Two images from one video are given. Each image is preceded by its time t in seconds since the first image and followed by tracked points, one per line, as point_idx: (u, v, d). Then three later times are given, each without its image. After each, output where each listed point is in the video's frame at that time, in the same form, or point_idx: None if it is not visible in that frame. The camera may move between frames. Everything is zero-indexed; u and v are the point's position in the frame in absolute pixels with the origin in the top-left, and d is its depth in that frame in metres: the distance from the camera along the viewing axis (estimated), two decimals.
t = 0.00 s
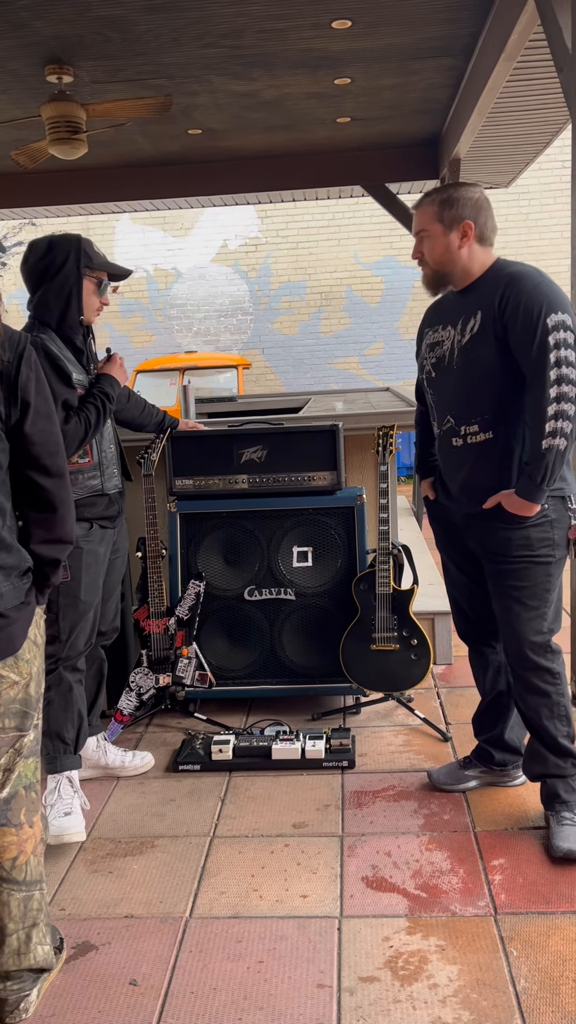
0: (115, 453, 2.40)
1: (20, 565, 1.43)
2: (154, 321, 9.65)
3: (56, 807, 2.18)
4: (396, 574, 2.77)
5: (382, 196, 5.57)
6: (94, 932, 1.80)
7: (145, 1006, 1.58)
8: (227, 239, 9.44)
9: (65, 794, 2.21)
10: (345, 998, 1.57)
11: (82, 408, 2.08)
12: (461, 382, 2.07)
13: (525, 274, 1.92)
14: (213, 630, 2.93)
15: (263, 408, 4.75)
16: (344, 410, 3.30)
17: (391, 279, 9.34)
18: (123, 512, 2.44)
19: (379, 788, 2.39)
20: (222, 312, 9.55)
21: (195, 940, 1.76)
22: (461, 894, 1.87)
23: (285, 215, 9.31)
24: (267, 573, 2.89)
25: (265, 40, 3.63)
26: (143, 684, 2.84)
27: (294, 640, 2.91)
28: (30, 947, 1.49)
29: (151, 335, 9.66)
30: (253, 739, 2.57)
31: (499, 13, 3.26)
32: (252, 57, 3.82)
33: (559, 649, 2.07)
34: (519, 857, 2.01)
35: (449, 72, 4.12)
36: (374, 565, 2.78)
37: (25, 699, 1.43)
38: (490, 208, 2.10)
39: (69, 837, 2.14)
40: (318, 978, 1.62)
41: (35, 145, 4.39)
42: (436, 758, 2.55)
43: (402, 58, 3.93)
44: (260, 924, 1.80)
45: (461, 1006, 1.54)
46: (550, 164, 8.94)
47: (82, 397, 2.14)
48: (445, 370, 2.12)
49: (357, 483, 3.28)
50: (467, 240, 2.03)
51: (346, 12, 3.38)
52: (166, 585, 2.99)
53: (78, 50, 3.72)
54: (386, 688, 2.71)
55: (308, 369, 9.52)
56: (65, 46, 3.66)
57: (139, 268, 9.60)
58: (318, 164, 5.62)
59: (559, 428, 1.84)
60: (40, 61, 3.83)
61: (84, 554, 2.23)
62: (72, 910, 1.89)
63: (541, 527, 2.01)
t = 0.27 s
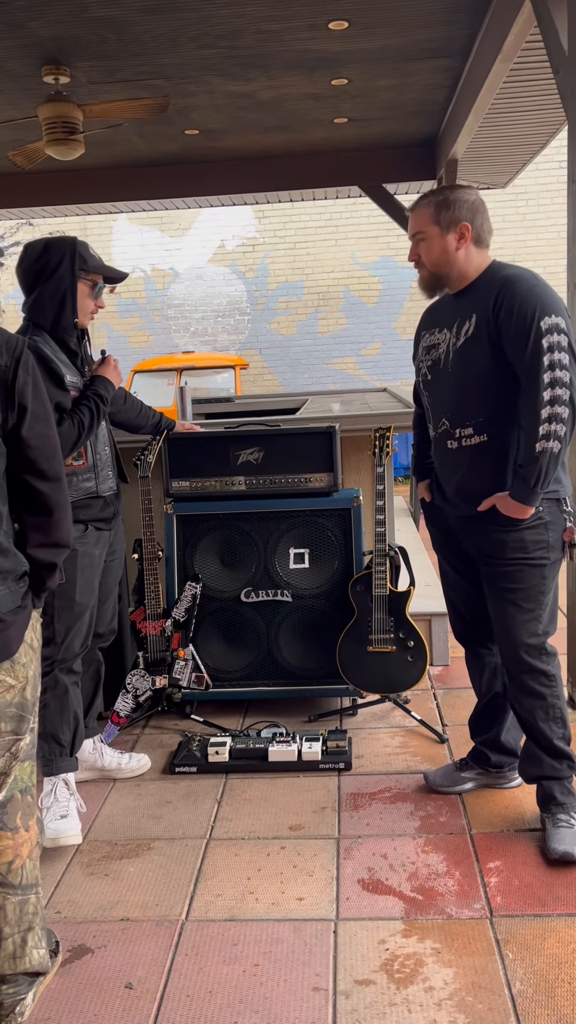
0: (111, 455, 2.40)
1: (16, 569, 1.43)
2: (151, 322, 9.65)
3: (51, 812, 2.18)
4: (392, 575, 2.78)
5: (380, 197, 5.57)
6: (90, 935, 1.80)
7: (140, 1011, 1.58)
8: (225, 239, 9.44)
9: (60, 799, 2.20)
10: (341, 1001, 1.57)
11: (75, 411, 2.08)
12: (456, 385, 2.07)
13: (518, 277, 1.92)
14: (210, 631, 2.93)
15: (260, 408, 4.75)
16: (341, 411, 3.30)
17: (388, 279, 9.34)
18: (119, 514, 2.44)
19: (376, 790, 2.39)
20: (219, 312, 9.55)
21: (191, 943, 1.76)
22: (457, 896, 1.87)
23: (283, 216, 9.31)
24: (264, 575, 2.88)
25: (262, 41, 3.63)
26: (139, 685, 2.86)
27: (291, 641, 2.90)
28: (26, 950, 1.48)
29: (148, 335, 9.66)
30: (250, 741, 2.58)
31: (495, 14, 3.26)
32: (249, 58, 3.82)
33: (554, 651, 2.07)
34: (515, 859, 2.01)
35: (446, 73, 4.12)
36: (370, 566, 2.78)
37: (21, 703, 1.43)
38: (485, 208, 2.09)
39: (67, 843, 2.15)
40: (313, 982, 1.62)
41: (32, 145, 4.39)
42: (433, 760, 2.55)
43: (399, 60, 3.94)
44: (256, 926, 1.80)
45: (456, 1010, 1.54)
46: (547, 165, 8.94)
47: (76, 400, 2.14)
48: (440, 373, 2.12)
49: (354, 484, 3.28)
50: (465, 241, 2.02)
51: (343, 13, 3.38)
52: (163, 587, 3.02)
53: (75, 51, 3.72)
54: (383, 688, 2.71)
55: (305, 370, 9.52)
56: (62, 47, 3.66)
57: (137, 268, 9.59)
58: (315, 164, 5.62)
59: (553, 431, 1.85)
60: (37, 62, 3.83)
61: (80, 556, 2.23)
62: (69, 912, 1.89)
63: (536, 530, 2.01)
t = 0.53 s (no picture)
0: (106, 456, 2.39)
1: (13, 572, 1.43)
2: (149, 321, 9.64)
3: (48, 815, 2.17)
4: (390, 576, 2.77)
5: (377, 197, 5.57)
6: (87, 938, 1.80)
7: (137, 1015, 1.57)
8: (223, 239, 9.44)
9: (58, 801, 2.20)
10: (337, 1005, 1.57)
11: (69, 413, 2.08)
12: (453, 388, 2.07)
13: (516, 279, 1.92)
14: (207, 632, 2.93)
15: (257, 409, 4.75)
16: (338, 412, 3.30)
17: (386, 279, 9.34)
18: (115, 516, 2.43)
19: (373, 791, 2.39)
20: (217, 312, 9.54)
21: (188, 946, 1.75)
22: (454, 899, 1.87)
23: (280, 216, 9.31)
24: (261, 576, 2.88)
25: (259, 42, 3.63)
26: (136, 686, 2.84)
27: (288, 642, 2.90)
28: (23, 953, 1.46)
29: (146, 335, 9.65)
30: (247, 744, 2.57)
31: (493, 15, 3.26)
32: (247, 58, 3.82)
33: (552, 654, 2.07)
34: (512, 861, 2.01)
35: (443, 73, 4.12)
36: (368, 567, 2.78)
37: (17, 705, 1.43)
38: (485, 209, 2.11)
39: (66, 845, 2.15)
40: (310, 985, 1.62)
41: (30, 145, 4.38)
42: (430, 761, 2.56)
43: (397, 60, 3.94)
44: (253, 929, 1.80)
45: (453, 1013, 1.54)
46: (545, 165, 8.95)
47: (70, 402, 2.13)
48: (438, 375, 2.12)
49: (352, 484, 3.28)
50: (468, 241, 2.03)
51: (340, 14, 3.38)
52: (160, 588, 3.01)
53: (72, 51, 3.71)
54: (381, 689, 2.71)
55: (303, 370, 9.52)
56: (59, 47, 3.65)
57: (134, 268, 9.59)
58: (313, 165, 5.62)
59: (551, 432, 1.84)
60: (34, 62, 3.82)
61: (75, 559, 2.22)
62: (65, 915, 1.89)
63: (533, 531, 2.01)
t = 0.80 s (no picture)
0: (102, 456, 2.38)
1: (9, 572, 1.42)
2: (147, 321, 9.63)
3: (46, 815, 2.16)
4: (388, 576, 2.77)
5: (376, 196, 5.57)
6: (84, 937, 1.80)
7: (134, 1016, 1.57)
8: (221, 238, 9.43)
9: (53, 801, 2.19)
10: (334, 1005, 1.57)
11: (60, 413, 2.09)
12: (455, 385, 2.07)
13: (516, 275, 1.92)
14: (205, 631, 2.92)
15: (255, 408, 4.74)
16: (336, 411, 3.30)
17: (384, 278, 9.33)
18: (110, 516, 2.43)
19: (371, 791, 2.39)
20: (215, 311, 9.54)
21: (185, 947, 1.75)
22: (451, 899, 1.87)
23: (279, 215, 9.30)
24: (259, 576, 2.88)
25: (257, 41, 3.62)
26: (134, 686, 2.84)
27: (286, 642, 2.90)
28: (20, 953, 1.45)
29: (144, 334, 9.64)
30: (245, 743, 2.57)
31: (491, 14, 3.26)
32: (245, 57, 3.81)
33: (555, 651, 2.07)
34: (510, 861, 2.01)
35: (441, 73, 4.12)
36: (366, 567, 2.78)
37: (14, 706, 1.43)
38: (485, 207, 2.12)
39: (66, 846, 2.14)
40: (308, 986, 1.62)
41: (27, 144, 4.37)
42: (428, 761, 2.56)
43: (395, 59, 3.94)
44: (251, 929, 1.80)
45: (450, 1013, 1.54)
46: (543, 165, 8.95)
47: (62, 402, 2.15)
48: (439, 373, 2.12)
49: (350, 484, 3.28)
50: (471, 238, 2.04)
51: (338, 13, 3.38)
52: (159, 588, 3.01)
53: (70, 50, 3.71)
54: (379, 689, 2.71)
55: (301, 369, 9.51)
56: (57, 46, 3.65)
57: (132, 267, 9.58)
58: (311, 164, 5.61)
59: (557, 426, 1.84)
60: (32, 61, 3.82)
61: (68, 559, 2.22)
62: (63, 916, 1.89)
63: (537, 526, 2.01)
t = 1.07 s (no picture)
0: (99, 456, 2.37)
1: (6, 572, 1.42)
2: (147, 320, 9.63)
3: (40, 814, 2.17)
4: (387, 576, 2.77)
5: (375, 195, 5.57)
6: (83, 936, 1.81)
7: (134, 1015, 1.57)
8: (220, 237, 9.43)
9: (48, 801, 2.20)
10: (335, 1004, 1.57)
11: (54, 413, 2.07)
12: (466, 382, 2.06)
13: (528, 270, 1.93)
14: (205, 631, 2.92)
15: (255, 407, 4.74)
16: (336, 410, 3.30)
17: (383, 277, 9.33)
18: (106, 516, 2.42)
19: (371, 790, 2.39)
20: (215, 310, 9.54)
21: (185, 946, 1.75)
22: (451, 898, 1.87)
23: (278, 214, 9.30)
24: (259, 575, 2.88)
25: (257, 40, 3.62)
26: (134, 686, 2.84)
27: (286, 641, 2.90)
28: (20, 951, 1.46)
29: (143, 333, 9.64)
30: (245, 742, 2.57)
31: (491, 13, 3.26)
32: (244, 56, 3.81)
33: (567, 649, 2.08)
34: (509, 860, 2.01)
35: (441, 72, 4.12)
36: (366, 567, 2.78)
37: (11, 705, 1.43)
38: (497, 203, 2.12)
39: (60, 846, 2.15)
40: (308, 985, 1.62)
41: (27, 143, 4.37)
42: (427, 760, 2.56)
43: (394, 58, 3.94)
44: (250, 928, 1.80)
45: (450, 1012, 1.54)
46: (542, 164, 8.95)
47: (57, 402, 2.13)
48: (450, 369, 2.11)
49: (349, 484, 3.28)
50: (482, 233, 2.04)
51: (338, 12, 3.37)
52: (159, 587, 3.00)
53: (69, 49, 3.71)
54: (378, 688, 2.72)
55: (301, 368, 9.51)
56: (56, 45, 3.65)
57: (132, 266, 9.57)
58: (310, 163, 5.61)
59: (570, 422, 1.84)
60: (31, 60, 3.81)
61: (63, 558, 2.22)
62: (62, 915, 1.89)
63: (549, 525, 1.99)
